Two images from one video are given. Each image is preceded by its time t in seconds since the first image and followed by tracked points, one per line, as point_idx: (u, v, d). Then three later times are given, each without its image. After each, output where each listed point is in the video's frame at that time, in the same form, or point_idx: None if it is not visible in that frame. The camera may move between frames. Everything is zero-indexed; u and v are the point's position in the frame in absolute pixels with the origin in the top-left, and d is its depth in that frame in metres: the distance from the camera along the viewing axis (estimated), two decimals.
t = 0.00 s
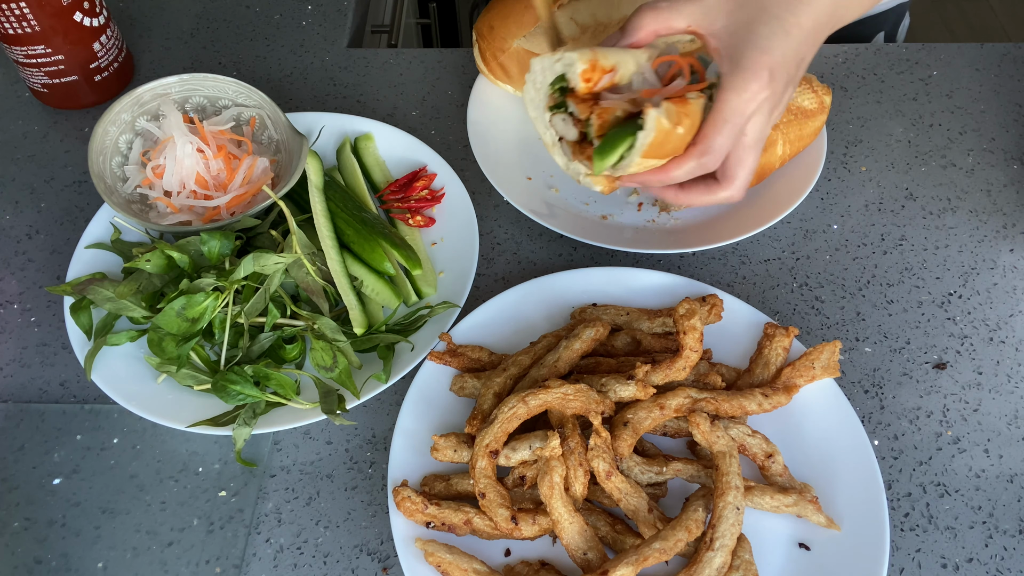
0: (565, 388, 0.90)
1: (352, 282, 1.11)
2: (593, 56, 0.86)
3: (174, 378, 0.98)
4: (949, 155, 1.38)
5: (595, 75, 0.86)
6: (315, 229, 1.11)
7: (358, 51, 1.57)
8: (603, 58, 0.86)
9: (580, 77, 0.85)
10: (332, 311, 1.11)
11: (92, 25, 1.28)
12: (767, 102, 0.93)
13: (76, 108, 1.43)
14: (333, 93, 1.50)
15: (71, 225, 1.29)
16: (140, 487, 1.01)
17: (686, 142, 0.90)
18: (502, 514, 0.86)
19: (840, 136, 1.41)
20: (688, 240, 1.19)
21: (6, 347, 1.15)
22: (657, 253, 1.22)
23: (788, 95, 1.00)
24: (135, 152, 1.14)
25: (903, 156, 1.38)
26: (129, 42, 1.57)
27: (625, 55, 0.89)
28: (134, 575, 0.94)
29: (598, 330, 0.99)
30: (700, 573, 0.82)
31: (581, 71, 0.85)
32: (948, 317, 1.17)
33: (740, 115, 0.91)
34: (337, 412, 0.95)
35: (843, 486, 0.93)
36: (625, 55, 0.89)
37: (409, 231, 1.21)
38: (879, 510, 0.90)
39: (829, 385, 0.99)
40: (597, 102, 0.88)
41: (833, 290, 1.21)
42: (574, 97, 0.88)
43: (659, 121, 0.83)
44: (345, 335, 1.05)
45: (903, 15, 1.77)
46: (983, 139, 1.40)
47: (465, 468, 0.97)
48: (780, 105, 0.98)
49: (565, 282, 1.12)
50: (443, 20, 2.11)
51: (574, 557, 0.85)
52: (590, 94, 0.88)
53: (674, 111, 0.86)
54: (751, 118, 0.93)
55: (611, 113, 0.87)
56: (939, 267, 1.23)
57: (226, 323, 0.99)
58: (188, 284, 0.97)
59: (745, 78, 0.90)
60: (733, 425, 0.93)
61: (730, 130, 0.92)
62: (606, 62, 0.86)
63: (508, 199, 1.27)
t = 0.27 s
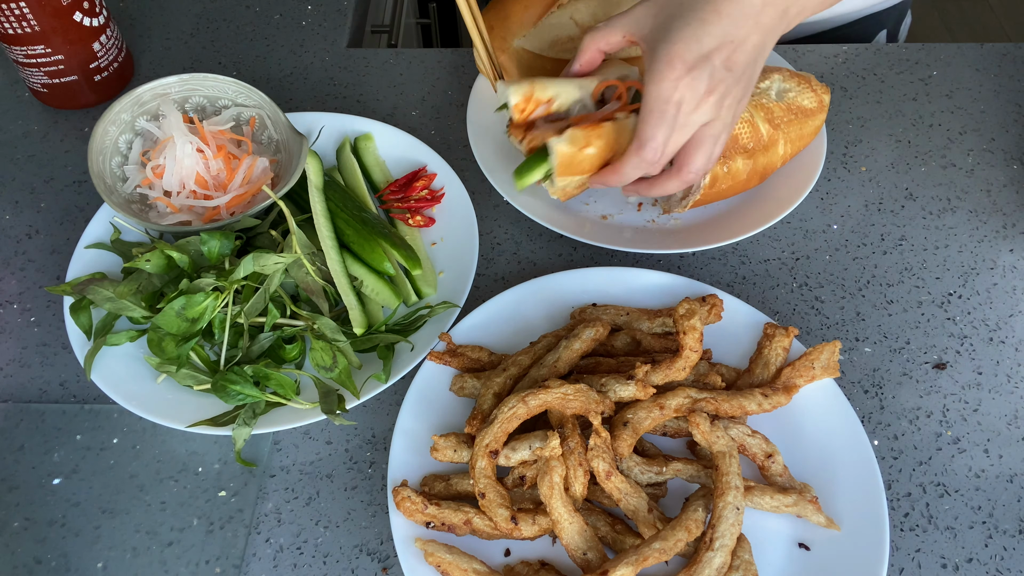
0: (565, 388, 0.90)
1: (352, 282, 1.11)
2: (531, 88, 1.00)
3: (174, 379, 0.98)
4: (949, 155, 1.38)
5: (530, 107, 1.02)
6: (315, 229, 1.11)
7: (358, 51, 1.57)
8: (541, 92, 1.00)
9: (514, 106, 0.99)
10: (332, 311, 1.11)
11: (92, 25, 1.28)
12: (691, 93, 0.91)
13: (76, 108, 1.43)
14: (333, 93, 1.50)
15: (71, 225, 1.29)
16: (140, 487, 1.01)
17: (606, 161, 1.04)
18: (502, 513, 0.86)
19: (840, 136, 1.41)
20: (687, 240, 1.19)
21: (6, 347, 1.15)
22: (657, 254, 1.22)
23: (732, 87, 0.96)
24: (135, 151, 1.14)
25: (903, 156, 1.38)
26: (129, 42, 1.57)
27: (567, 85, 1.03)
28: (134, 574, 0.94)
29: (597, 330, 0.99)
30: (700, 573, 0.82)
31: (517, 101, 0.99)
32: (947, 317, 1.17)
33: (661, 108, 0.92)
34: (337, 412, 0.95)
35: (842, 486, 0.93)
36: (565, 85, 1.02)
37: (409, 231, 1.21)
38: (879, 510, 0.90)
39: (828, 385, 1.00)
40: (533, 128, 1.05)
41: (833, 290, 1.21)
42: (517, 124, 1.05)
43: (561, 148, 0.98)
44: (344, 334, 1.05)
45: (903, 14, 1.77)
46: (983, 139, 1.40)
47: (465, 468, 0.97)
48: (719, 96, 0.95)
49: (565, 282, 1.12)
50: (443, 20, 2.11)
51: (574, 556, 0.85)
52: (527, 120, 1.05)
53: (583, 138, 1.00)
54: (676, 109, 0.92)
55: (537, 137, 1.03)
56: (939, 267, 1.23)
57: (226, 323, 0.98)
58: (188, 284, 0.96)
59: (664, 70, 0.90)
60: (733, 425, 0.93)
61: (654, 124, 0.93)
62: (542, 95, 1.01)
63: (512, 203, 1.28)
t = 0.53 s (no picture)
0: (565, 388, 0.90)
1: (352, 282, 1.11)
2: (547, 135, 1.16)
3: (174, 378, 0.98)
4: (949, 155, 1.38)
5: (546, 151, 1.17)
6: (315, 229, 1.11)
7: (358, 51, 1.57)
8: (558, 138, 1.17)
9: (533, 153, 1.16)
10: (332, 311, 1.10)
11: (92, 25, 1.28)
12: (674, 126, 0.98)
13: (76, 108, 1.43)
14: (333, 93, 1.50)
15: (71, 225, 1.29)
16: (140, 487, 1.01)
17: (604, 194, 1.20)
18: (502, 513, 0.86)
19: (840, 137, 1.41)
20: (688, 240, 1.19)
21: (6, 347, 1.15)
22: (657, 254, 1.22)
23: (727, 115, 0.99)
24: (135, 152, 1.14)
25: (903, 156, 1.38)
26: (129, 41, 1.57)
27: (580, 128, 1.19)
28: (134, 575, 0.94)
29: (597, 330, 0.99)
30: (700, 573, 0.82)
31: (535, 148, 1.16)
32: (947, 317, 1.17)
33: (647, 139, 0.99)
34: (337, 412, 0.95)
35: (843, 486, 0.93)
36: (577, 128, 1.19)
37: (409, 232, 1.21)
38: (879, 510, 0.90)
39: (828, 385, 1.00)
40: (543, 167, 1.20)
41: (833, 290, 1.21)
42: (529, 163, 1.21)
43: (570, 191, 1.14)
44: (344, 335, 1.05)
45: (903, 13, 1.77)
46: (983, 139, 1.40)
47: (465, 468, 0.97)
48: (711, 126, 0.99)
49: (565, 282, 1.12)
50: (443, 20, 2.11)
51: (574, 557, 0.85)
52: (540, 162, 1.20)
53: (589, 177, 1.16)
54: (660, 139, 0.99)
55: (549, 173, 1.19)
56: (939, 267, 1.23)
57: (226, 323, 0.98)
58: (188, 284, 0.96)
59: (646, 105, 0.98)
60: (733, 425, 0.93)
61: (638, 154, 1.02)
62: (559, 141, 1.17)
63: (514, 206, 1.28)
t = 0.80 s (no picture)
0: (565, 388, 0.90)
1: (352, 282, 1.11)
2: (549, 150, 1.16)
3: (174, 378, 0.98)
4: (949, 155, 1.38)
5: (545, 166, 1.17)
6: (315, 229, 1.11)
7: (358, 51, 1.57)
8: (558, 155, 1.16)
9: (532, 166, 1.16)
10: (332, 311, 1.11)
11: (92, 25, 1.28)
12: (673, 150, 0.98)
13: (76, 108, 1.43)
14: (333, 93, 1.50)
15: (71, 225, 1.29)
16: (140, 487, 1.01)
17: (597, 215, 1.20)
18: (502, 514, 0.86)
19: (840, 136, 1.41)
20: (687, 239, 1.18)
21: (6, 347, 1.15)
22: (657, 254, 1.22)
23: (728, 139, 0.99)
24: (135, 152, 1.14)
25: (903, 156, 1.38)
26: (128, 41, 1.57)
27: (584, 148, 1.18)
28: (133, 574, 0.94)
29: (598, 330, 0.99)
30: (700, 573, 0.82)
31: (535, 162, 1.16)
32: (947, 317, 1.17)
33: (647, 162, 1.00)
34: (337, 412, 0.95)
35: (843, 486, 0.93)
36: (581, 147, 1.17)
37: (409, 231, 1.21)
38: (879, 510, 0.90)
39: (828, 385, 1.00)
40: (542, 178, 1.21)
41: (833, 290, 1.21)
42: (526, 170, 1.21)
43: (557, 216, 1.16)
44: (345, 335, 1.05)
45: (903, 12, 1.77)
46: (983, 139, 1.40)
47: (465, 468, 0.97)
48: (712, 151, 1.00)
49: (565, 282, 1.12)
50: (443, 20, 2.11)
51: (574, 557, 0.85)
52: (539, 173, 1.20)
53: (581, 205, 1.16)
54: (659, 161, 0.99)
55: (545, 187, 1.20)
56: (939, 267, 1.23)
57: (226, 323, 0.98)
58: (188, 284, 0.96)
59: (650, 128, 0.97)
60: (733, 425, 0.93)
61: (638, 173, 1.02)
62: (559, 158, 1.17)
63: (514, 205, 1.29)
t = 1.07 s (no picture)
0: (565, 388, 0.90)
1: (352, 282, 1.11)
2: (550, 153, 1.17)
3: (174, 378, 0.98)
4: (949, 155, 1.38)
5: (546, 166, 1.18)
6: (315, 229, 1.11)
7: (358, 51, 1.57)
8: (558, 155, 1.18)
9: (534, 170, 1.17)
10: (332, 311, 1.11)
11: (92, 25, 1.28)
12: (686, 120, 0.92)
13: (76, 108, 1.43)
14: (333, 93, 1.50)
15: (71, 225, 1.29)
16: (140, 487, 1.01)
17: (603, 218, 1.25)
18: (502, 514, 0.86)
19: (840, 136, 1.41)
20: (688, 239, 1.19)
21: (6, 347, 1.15)
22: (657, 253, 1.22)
23: (743, 111, 0.94)
24: (135, 152, 1.14)
25: (903, 156, 1.38)
26: (128, 41, 1.57)
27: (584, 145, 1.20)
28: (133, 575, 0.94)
29: (597, 330, 0.99)
30: (700, 573, 0.82)
31: (537, 165, 1.17)
32: (947, 316, 1.17)
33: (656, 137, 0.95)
34: (337, 412, 0.95)
35: (843, 486, 0.93)
36: (581, 146, 1.20)
37: (409, 231, 1.21)
38: (879, 510, 0.90)
39: (828, 385, 1.00)
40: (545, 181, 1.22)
41: (833, 290, 1.21)
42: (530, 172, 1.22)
43: (569, 225, 1.17)
44: (344, 335, 1.05)
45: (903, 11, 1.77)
46: (983, 139, 1.40)
47: (465, 468, 0.97)
48: (727, 122, 0.94)
49: (565, 282, 1.12)
50: (443, 20, 2.11)
51: (574, 556, 0.85)
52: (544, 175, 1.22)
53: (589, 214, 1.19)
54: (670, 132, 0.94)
55: (549, 191, 1.22)
56: (939, 267, 1.23)
57: (225, 323, 0.98)
58: (188, 284, 0.96)
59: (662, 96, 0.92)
60: (733, 425, 0.93)
61: (648, 148, 0.97)
62: (560, 158, 1.18)
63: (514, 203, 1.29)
